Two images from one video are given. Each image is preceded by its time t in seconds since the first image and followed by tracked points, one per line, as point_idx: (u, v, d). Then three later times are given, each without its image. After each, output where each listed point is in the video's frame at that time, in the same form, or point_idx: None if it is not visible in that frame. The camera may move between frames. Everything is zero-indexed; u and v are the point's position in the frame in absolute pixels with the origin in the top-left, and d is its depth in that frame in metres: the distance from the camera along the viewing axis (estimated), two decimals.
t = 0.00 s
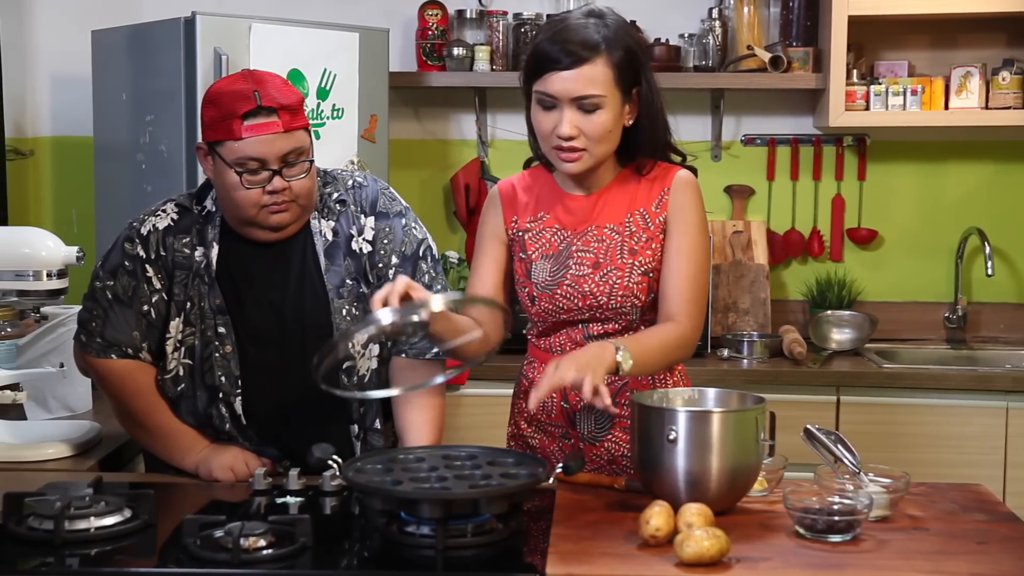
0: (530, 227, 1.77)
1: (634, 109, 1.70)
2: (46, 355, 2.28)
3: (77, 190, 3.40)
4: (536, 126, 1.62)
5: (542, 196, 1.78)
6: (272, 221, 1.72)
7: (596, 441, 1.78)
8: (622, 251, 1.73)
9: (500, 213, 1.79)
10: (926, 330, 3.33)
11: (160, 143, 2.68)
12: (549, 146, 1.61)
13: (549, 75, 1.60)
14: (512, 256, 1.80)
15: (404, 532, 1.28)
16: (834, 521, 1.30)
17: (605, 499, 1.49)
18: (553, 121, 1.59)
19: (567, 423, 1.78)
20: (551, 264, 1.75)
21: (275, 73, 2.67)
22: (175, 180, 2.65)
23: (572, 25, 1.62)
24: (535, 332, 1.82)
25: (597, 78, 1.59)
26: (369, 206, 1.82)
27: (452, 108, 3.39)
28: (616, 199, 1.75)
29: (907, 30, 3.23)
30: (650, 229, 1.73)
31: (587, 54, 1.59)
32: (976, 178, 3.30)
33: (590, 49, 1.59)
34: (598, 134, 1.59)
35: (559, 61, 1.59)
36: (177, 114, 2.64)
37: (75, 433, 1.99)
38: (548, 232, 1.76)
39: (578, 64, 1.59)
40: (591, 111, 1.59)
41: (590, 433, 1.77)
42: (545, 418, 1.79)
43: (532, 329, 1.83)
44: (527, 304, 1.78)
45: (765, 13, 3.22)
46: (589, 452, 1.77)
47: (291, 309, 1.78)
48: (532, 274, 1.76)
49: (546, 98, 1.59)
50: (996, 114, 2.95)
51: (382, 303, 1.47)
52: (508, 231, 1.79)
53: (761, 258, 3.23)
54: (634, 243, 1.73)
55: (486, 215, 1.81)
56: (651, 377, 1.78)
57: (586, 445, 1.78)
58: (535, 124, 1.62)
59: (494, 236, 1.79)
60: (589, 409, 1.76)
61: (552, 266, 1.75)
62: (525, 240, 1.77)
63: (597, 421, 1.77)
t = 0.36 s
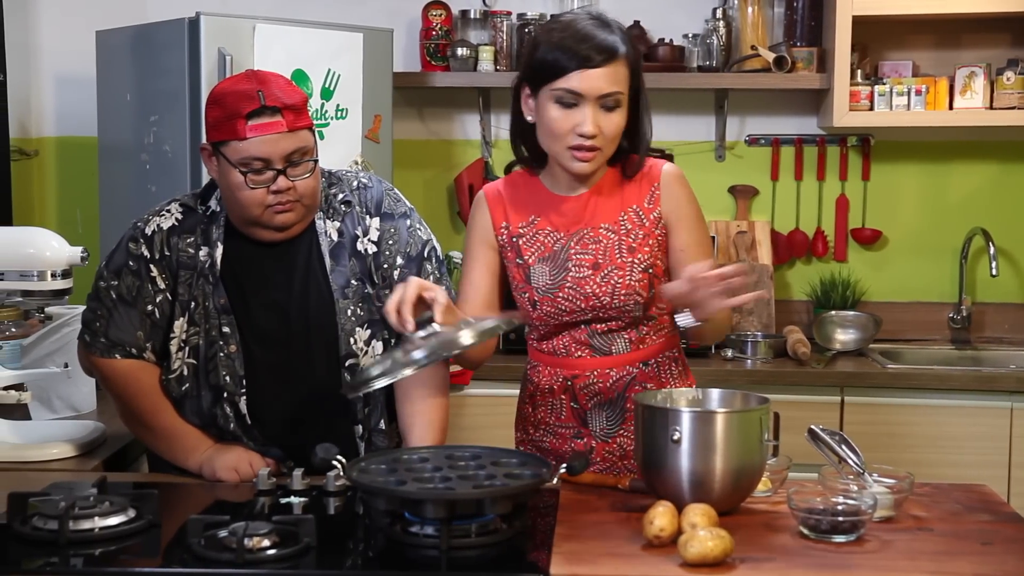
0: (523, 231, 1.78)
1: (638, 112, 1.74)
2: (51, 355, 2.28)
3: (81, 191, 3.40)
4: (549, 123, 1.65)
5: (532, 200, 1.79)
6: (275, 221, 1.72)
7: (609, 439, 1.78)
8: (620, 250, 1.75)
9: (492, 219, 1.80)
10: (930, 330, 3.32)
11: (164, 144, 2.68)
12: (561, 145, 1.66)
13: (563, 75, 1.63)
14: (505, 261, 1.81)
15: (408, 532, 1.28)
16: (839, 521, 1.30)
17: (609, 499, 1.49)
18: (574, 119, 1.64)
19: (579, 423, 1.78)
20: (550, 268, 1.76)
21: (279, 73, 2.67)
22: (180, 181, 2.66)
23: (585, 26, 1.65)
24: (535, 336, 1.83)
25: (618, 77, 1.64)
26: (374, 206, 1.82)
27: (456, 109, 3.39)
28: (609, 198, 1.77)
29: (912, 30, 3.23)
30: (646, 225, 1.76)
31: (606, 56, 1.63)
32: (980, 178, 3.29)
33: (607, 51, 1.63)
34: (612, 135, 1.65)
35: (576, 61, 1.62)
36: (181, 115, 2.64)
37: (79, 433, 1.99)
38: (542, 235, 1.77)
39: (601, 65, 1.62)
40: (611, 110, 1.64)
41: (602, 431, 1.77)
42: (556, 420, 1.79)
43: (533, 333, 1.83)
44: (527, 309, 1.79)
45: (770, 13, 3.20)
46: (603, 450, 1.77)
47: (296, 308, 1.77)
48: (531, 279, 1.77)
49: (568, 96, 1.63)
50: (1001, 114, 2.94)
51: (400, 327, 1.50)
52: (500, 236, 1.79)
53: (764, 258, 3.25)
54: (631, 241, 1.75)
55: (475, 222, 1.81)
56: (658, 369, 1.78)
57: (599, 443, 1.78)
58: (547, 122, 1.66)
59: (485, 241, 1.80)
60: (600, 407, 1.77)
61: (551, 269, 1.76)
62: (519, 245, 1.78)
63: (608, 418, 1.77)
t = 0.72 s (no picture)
0: (594, 220, 1.63)
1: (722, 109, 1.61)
2: (52, 356, 2.28)
3: (83, 191, 3.41)
4: (639, 121, 1.51)
5: (606, 189, 1.64)
6: (279, 222, 1.72)
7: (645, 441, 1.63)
8: (694, 251, 1.62)
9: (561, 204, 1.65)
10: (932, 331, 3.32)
11: (166, 144, 2.68)
12: (652, 141, 1.52)
13: (653, 70, 1.49)
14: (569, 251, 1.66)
15: (410, 532, 1.28)
16: (840, 521, 1.30)
17: (611, 499, 1.48)
18: (664, 116, 1.50)
19: (617, 421, 1.63)
20: (618, 260, 1.62)
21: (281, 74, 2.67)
22: (181, 182, 2.65)
23: (668, 24, 1.51)
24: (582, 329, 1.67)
25: (710, 71, 1.50)
26: (377, 207, 1.83)
27: (457, 109, 3.39)
28: (686, 199, 1.64)
29: (914, 30, 3.22)
30: (720, 232, 1.64)
31: (696, 51, 1.49)
32: (982, 178, 3.29)
33: (698, 45, 1.49)
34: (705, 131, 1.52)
35: (660, 61, 1.49)
36: (183, 115, 2.64)
37: (81, 433, 2.00)
38: (614, 227, 1.62)
39: (692, 57, 1.48)
40: (704, 104, 1.50)
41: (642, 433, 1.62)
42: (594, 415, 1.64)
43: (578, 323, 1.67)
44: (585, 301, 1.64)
45: (771, 13, 3.22)
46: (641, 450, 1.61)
47: (299, 308, 1.77)
48: (596, 271, 1.63)
49: (661, 91, 1.49)
50: (1004, 114, 2.94)
51: (529, 291, 1.39)
52: (570, 224, 1.64)
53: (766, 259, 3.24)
54: (705, 245, 1.63)
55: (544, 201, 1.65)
56: (706, 377, 1.64)
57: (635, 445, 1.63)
58: (637, 118, 1.52)
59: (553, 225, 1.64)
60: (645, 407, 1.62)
61: (619, 261, 1.62)
62: (588, 234, 1.63)
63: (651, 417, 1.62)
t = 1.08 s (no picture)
0: (691, 227, 1.63)
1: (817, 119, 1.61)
2: (50, 359, 2.28)
3: (81, 194, 3.41)
4: (735, 125, 1.50)
5: (705, 196, 1.63)
6: (280, 226, 1.71)
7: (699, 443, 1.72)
8: (783, 266, 1.68)
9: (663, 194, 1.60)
10: (930, 333, 3.32)
11: (164, 147, 2.68)
12: (746, 146, 1.51)
13: (751, 74, 1.49)
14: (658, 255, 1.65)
15: (407, 536, 1.27)
16: (838, 525, 1.31)
17: (609, 503, 1.49)
18: (762, 120, 1.49)
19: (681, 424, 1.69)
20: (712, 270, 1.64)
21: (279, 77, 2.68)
22: (179, 185, 2.65)
23: (763, 31, 1.50)
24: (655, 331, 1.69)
25: (808, 79, 1.49)
26: (377, 211, 1.83)
27: (455, 112, 3.40)
28: (778, 212, 1.68)
29: (912, 33, 3.23)
30: (800, 245, 1.70)
31: (797, 57, 1.48)
32: (981, 182, 3.29)
33: (798, 52, 1.48)
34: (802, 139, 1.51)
35: (756, 65, 1.48)
36: (181, 118, 2.64)
37: (79, 436, 1.99)
38: (709, 236, 1.64)
39: (791, 63, 1.48)
40: (800, 111, 1.50)
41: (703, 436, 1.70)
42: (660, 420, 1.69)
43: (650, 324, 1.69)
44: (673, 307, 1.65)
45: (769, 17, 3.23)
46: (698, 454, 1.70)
47: (299, 313, 1.77)
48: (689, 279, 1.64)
49: (758, 96, 1.49)
50: (1002, 117, 2.94)
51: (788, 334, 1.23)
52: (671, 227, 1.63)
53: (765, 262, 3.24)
54: (790, 257, 1.69)
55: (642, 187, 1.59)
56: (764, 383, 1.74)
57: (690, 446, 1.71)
58: (733, 123, 1.51)
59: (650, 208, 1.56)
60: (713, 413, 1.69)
61: (714, 272, 1.65)
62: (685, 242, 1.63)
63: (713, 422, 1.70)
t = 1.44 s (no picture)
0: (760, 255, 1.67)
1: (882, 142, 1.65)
2: (41, 364, 2.28)
3: (73, 199, 3.40)
4: (802, 146, 1.53)
5: (776, 224, 1.67)
6: (273, 231, 1.71)
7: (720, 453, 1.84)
8: (832, 292, 1.77)
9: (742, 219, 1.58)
10: (923, 337, 3.33)
11: (156, 152, 2.68)
12: (811, 167, 1.54)
13: (819, 96, 1.51)
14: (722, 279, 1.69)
15: (399, 541, 1.27)
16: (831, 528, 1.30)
17: (602, 507, 1.49)
18: (829, 142, 1.52)
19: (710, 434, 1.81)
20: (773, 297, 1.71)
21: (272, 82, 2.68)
22: (172, 190, 2.65)
23: (830, 54, 1.52)
24: (695, 345, 1.79)
25: (876, 103, 1.52)
26: (369, 216, 1.83)
27: (448, 116, 3.40)
28: (829, 239, 1.75)
29: (904, 38, 3.24)
30: (843, 270, 1.79)
31: (867, 80, 1.50)
32: (973, 187, 3.30)
33: (869, 76, 1.50)
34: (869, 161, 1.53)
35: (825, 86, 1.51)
36: (173, 123, 2.64)
37: (70, 441, 1.99)
38: (774, 264, 1.69)
39: (861, 85, 1.50)
40: (868, 135, 1.52)
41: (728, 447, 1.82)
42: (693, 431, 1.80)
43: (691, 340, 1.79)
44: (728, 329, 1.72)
45: (761, 21, 3.24)
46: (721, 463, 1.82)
47: (292, 318, 1.77)
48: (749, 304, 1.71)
49: (826, 117, 1.51)
50: (994, 122, 2.95)
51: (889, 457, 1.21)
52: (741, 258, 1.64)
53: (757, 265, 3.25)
54: (836, 283, 1.78)
55: (727, 220, 1.55)
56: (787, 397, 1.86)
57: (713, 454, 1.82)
58: (801, 144, 1.54)
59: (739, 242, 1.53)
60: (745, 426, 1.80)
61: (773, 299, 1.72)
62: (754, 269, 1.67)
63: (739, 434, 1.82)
